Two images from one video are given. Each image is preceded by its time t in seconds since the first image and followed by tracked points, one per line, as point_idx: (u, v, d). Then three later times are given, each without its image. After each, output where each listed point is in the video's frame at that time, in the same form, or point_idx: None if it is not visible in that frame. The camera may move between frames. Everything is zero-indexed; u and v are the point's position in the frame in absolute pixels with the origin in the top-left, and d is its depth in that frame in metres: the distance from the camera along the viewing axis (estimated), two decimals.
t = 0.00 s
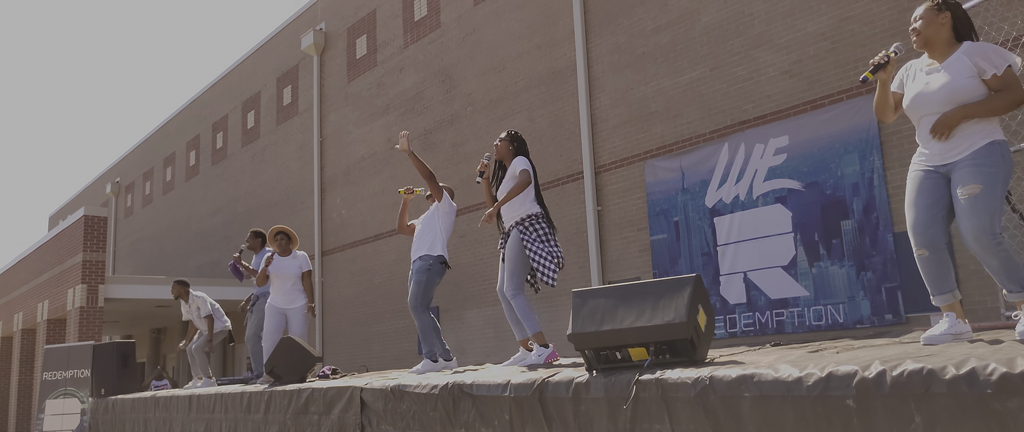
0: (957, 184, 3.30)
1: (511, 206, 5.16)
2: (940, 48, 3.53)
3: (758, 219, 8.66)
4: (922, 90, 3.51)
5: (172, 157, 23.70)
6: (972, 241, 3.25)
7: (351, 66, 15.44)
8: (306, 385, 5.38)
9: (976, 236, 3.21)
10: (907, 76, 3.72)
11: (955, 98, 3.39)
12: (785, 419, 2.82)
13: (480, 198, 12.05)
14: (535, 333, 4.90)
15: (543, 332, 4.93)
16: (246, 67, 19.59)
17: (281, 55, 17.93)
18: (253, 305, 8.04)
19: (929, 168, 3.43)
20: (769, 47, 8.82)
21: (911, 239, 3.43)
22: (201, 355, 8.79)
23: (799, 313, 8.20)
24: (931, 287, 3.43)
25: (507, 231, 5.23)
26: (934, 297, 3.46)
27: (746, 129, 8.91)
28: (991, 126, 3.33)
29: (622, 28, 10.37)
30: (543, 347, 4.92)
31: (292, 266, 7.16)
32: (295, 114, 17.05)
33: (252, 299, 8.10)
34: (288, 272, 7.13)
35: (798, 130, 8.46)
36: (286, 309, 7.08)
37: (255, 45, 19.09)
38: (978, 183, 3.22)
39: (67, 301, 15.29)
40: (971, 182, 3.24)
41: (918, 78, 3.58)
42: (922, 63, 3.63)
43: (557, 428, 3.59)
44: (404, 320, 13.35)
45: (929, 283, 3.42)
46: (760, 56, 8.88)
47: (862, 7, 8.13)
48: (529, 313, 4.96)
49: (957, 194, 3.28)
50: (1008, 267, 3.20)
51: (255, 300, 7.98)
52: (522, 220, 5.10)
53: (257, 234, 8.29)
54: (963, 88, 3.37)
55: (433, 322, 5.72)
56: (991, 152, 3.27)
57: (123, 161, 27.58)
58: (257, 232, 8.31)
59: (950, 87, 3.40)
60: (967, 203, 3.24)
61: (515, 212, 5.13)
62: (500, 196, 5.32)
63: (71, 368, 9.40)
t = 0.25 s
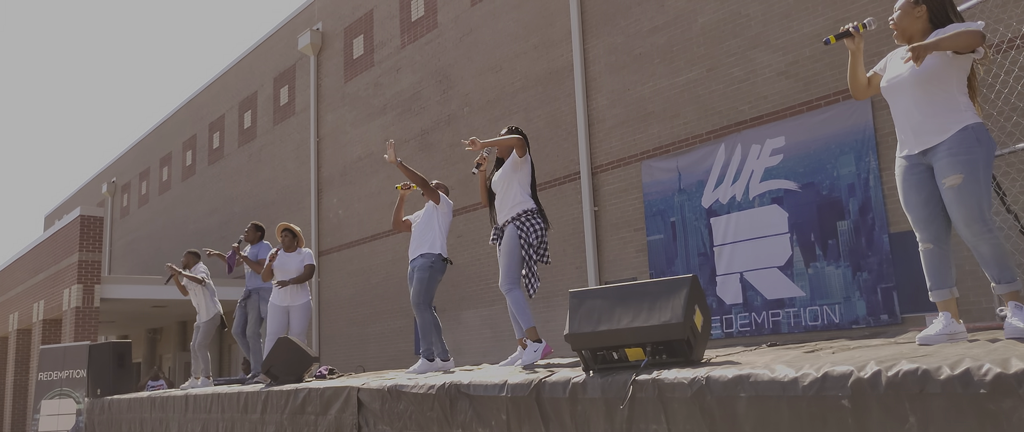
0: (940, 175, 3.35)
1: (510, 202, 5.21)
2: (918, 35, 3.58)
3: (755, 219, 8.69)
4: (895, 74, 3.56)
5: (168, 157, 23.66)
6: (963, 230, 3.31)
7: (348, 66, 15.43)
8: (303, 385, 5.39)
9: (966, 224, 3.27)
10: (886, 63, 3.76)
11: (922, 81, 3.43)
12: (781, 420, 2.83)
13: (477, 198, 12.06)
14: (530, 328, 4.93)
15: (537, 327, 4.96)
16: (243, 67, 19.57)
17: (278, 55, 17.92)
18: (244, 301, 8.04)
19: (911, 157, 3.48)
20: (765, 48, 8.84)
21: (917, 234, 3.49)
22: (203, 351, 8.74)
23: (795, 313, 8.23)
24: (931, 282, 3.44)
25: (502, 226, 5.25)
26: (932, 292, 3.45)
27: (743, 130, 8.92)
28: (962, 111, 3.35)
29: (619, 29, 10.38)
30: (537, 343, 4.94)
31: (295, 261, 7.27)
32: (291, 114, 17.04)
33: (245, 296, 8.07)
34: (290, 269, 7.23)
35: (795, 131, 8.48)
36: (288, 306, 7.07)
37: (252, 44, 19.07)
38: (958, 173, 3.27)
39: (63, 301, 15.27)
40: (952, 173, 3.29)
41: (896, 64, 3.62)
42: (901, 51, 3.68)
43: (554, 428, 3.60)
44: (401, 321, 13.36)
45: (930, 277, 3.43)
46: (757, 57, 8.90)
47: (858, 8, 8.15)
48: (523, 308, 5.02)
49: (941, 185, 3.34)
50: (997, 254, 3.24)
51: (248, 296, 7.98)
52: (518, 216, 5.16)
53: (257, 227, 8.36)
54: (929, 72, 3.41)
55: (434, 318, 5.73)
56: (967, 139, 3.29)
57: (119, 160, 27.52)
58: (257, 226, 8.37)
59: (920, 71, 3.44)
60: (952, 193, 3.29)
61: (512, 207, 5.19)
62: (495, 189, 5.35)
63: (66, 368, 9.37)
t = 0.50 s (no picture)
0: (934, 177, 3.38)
1: (510, 204, 5.23)
2: (906, 40, 3.59)
3: (749, 220, 8.71)
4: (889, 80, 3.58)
5: (162, 156, 23.59)
6: (952, 231, 3.33)
7: (344, 66, 15.42)
8: (297, 385, 5.38)
9: (953, 227, 3.30)
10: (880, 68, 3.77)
11: (915, 88, 3.46)
12: (775, 420, 2.85)
13: (472, 199, 12.06)
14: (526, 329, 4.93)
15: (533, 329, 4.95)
16: (237, 66, 19.53)
17: (273, 54, 17.89)
18: (233, 301, 8.07)
19: (912, 162, 3.51)
20: (760, 50, 8.87)
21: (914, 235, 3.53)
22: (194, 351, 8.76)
23: (790, 314, 8.26)
24: (926, 283, 3.48)
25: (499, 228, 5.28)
26: (926, 294, 3.49)
27: (738, 132, 8.95)
28: (958, 114, 3.36)
29: (615, 30, 10.40)
30: (534, 344, 4.94)
31: (294, 263, 7.24)
32: (286, 113, 17.01)
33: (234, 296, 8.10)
34: (288, 270, 7.19)
35: (789, 132, 8.50)
36: (284, 307, 7.08)
37: (246, 44, 19.03)
38: (949, 176, 3.29)
39: (55, 301, 15.21)
40: (943, 175, 3.31)
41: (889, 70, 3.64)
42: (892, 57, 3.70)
43: (549, 428, 3.61)
44: (395, 321, 13.35)
45: (925, 278, 3.47)
46: (752, 59, 8.93)
47: (852, 10, 8.18)
48: (519, 312, 4.99)
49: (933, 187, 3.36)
50: (986, 256, 3.26)
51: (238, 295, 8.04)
52: (518, 220, 5.18)
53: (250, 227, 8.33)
54: (922, 77, 3.43)
55: (430, 314, 5.75)
56: (962, 142, 3.31)
57: (112, 160, 27.42)
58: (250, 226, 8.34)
59: (912, 76, 3.46)
60: (941, 196, 3.32)
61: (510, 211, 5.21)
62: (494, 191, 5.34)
63: (59, 368, 9.33)
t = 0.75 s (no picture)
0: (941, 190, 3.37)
1: (510, 206, 5.24)
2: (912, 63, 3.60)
3: (743, 221, 8.75)
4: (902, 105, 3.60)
5: (154, 155, 23.50)
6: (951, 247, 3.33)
7: (338, 65, 15.40)
8: (292, 385, 5.38)
9: (954, 245, 3.29)
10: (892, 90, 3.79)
11: (926, 112, 3.47)
12: (770, 419, 2.87)
13: (466, 199, 12.06)
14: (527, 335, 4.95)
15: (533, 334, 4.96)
16: (231, 65, 19.49)
17: (267, 53, 17.86)
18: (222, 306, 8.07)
19: (923, 176, 3.52)
20: (755, 51, 8.90)
21: (898, 239, 3.51)
22: (181, 356, 8.74)
23: (783, 314, 8.29)
24: (915, 287, 3.53)
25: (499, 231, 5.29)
26: (916, 297, 3.56)
27: (731, 133, 8.99)
28: (972, 131, 3.35)
29: (609, 31, 10.43)
30: (535, 347, 4.92)
31: (283, 267, 7.17)
32: (280, 113, 16.99)
33: (222, 300, 8.09)
34: (278, 274, 7.14)
35: (783, 134, 8.55)
36: (274, 309, 7.09)
37: (240, 43, 18.99)
38: (954, 192, 3.29)
39: (46, 301, 15.13)
40: (948, 191, 3.31)
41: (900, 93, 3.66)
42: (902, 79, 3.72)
43: (545, 428, 3.63)
44: (389, 321, 13.35)
45: (913, 284, 3.51)
46: (746, 60, 8.97)
47: (845, 12, 8.23)
48: (521, 315, 5.02)
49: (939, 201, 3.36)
50: (986, 273, 3.25)
51: (227, 301, 8.04)
52: (518, 223, 5.20)
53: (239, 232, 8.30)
54: (933, 99, 3.45)
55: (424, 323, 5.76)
56: (972, 159, 3.31)
57: (104, 158, 27.31)
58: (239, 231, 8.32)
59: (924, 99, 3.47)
60: (945, 211, 3.32)
61: (508, 215, 5.23)
62: (493, 194, 5.34)
63: (49, 368, 9.28)
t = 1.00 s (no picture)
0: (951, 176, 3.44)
1: (510, 200, 5.26)
2: (925, 35, 3.65)
3: (737, 222, 8.79)
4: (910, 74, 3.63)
5: (146, 154, 23.42)
6: (973, 230, 3.40)
7: (332, 65, 15.38)
8: (286, 385, 5.38)
9: (975, 225, 3.37)
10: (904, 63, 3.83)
11: (932, 84, 3.51)
12: (765, 419, 2.89)
13: (460, 199, 12.07)
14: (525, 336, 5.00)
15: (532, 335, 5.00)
16: (224, 64, 19.43)
17: (260, 52, 17.83)
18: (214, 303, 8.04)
19: (930, 158, 3.57)
20: (749, 53, 8.94)
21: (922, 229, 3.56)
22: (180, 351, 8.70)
23: (776, 315, 8.33)
24: (923, 276, 3.53)
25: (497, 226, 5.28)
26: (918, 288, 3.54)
27: (725, 134, 9.02)
28: (975, 107, 3.39)
29: (604, 31, 10.45)
30: (532, 348, 4.92)
31: (269, 260, 7.17)
32: (273, 112, 16.95)
33: (216, 297, 8.06)
34: (264, 267, 7.12)
35: (776, 136, 8.59)
36: (263, 306, 7.07)
37: (233, 42, 18.94)
38: (965, 177, 3.35)
39: (36, 300, 15.06)
40: (959, 177, 3.38)
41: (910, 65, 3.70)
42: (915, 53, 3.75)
43: (540, 428, 3.64)
44: (383, 321, 13.34)
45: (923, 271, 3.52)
46: (740, 62, 9.00)
47: (839, 15, 8.27)
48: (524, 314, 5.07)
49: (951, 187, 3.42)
50: (1003, 259, 3.33)
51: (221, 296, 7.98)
52: (518, 217, 5.21)
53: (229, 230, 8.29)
54: (939, 72, 3.48)
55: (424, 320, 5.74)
56: (977, 139, 3.35)
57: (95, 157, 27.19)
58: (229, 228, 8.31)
59: (930, 69, 3.51)
60: (960, 197, 3.38)
61: (508, 209, 5.24)
62: (491, 188, 5.35)
63: (40, 368, 9.22)
